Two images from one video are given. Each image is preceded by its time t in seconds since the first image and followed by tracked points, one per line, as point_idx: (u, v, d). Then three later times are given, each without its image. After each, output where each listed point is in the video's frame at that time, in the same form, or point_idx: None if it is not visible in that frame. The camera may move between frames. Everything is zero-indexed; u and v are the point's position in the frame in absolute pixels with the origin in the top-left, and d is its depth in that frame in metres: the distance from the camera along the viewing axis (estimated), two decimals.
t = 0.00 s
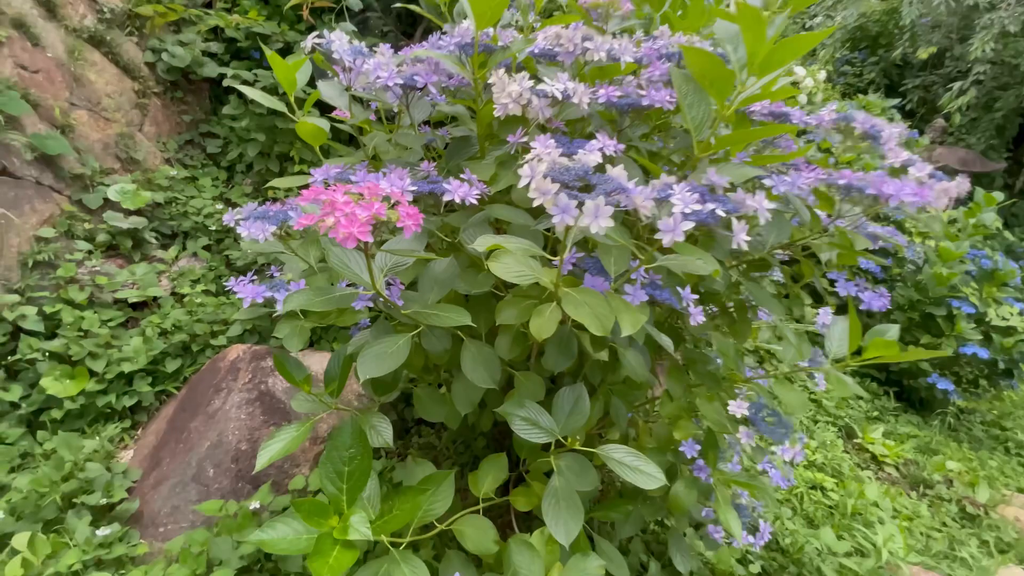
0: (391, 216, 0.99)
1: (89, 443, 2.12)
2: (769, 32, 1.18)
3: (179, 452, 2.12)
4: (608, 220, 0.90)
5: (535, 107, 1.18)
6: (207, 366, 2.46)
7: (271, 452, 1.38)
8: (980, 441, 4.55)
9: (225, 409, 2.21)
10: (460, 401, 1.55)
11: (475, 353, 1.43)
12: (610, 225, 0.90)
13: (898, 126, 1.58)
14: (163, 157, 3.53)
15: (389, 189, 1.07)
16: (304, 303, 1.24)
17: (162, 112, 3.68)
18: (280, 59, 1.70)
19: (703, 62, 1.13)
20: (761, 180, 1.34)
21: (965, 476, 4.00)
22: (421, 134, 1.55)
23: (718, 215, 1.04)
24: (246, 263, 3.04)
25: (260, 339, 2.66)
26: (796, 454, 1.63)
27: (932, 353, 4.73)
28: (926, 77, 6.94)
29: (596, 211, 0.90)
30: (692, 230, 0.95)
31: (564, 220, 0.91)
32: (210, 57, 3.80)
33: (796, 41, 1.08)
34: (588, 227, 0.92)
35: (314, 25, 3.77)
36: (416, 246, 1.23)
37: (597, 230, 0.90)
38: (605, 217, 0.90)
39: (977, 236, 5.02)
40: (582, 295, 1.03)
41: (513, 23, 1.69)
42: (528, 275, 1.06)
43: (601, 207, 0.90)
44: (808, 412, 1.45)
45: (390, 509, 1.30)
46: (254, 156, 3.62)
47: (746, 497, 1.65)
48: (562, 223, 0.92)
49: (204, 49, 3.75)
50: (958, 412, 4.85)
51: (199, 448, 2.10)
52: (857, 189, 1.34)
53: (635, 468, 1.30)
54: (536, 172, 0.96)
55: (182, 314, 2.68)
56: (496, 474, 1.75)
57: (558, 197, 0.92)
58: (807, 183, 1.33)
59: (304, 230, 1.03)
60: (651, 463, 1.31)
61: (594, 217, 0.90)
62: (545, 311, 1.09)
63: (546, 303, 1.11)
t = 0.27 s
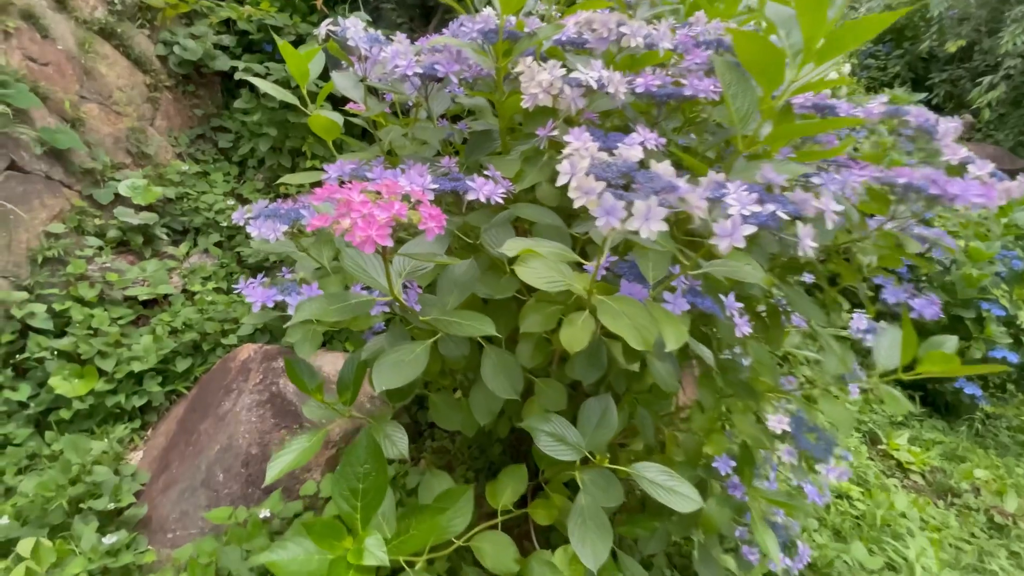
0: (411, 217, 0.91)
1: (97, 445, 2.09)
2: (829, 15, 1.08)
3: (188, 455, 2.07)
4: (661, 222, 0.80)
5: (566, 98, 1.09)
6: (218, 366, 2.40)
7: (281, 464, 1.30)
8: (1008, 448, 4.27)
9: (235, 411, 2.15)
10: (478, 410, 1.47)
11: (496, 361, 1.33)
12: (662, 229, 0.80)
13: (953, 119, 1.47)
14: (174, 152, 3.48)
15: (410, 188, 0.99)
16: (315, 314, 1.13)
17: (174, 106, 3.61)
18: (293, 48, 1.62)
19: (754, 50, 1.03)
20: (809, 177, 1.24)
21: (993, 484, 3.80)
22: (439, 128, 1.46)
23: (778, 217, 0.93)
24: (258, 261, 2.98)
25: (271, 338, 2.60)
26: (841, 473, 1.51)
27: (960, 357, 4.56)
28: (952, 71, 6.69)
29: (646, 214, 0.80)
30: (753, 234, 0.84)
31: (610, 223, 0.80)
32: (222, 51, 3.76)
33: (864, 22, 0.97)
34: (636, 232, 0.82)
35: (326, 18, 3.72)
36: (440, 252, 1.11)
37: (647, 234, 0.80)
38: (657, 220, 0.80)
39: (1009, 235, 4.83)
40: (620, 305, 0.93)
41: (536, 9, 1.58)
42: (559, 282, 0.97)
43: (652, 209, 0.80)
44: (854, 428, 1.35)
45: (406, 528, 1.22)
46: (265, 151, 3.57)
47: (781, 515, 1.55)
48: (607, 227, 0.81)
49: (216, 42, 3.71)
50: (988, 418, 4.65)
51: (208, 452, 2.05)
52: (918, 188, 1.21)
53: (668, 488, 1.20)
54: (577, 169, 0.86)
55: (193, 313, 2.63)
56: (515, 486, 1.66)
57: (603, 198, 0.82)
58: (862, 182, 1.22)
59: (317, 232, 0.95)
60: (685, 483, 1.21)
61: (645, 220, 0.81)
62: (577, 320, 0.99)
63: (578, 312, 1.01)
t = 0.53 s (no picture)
0: (433, 227, 0.83)
1: (100, 453, 2.03)
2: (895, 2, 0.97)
3: (193, 464, 2.01)
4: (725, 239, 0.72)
5: (598, 95, 1.00)
6: (224, 370, 2.34)
7: (288, 485, 1.22)
8: None
9: (241, 418, 2.08)
10: (495, 426, 1.39)
11: (516, 377, 1.24)
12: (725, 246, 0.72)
13: (1005, 120, 1.37)
14: (181, 150, 3.41)
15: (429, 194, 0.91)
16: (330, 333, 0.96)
17: (181, 103, 3.55)
18: (303, 43, 1.55)
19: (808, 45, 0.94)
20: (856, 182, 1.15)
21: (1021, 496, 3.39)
22: (457, 128, 1.38)
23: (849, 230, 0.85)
24: (265, 262, 2.91)
25: (278, 342, 2.53)
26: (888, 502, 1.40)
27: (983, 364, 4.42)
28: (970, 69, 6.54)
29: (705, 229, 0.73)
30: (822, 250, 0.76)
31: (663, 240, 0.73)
32: (229, 47, 3.70)
33: (934, 15, 0.88)
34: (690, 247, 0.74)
35: (335, 13, 3.65)
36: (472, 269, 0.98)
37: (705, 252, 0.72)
38: (717, 235, 0.72)
39: None
40: (660, 323, 0.84)
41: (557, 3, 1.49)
42: (592, 297, 0.88)
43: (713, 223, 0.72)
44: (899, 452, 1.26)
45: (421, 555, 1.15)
46: (273, 150, 3.50)
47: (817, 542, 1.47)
48: (659, 243, 0.74)
49: (224, 39, 3.65)
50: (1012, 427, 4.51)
51: (213, 461, 1.98)
52: (977, 196, 1.11)
53: (703, 517, 1.12)
54: (623, 174, 0.77)
55: (199, 316, 2.57)
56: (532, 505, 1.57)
57: (655, 210, 0.74)
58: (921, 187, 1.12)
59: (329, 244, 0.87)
60: (721, 511, 1.13)
61: (703, 236, 0.73)
62: (610, 338, 0.91)
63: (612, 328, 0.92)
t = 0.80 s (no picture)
0: (455, 240, 0.75)
1: (97, 464, 1.96)
2: None
3: (192, 476, 1.93)
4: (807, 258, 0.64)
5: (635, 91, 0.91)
6: (225, 376, 2.26)
7: (291, 510, 1.15)
8: None
9: (243, 428, 2.00)
10: (510, 444, 1.30)
11: (536, 397, 1.14)
12: (805, 267, 0.64)
13: None
14: (183, 149, 3.34)
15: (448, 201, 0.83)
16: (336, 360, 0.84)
17: (184, 101, 3.48)
18: (309, 38, 1.46)
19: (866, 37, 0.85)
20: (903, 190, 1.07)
21: None
22: (474, 127, 1.28)
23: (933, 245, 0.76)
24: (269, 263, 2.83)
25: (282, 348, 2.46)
26: (935, 531, 1.30)
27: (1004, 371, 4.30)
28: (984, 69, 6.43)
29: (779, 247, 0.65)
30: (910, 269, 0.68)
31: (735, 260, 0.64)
32: (234, 44, 3.64)
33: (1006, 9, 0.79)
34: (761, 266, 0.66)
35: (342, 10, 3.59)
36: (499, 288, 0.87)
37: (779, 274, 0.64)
38: (795, 255, 0.64)
39: None
40: (709, 348, 0.75)
41: None
42: (630, 316, 0.80)
43: (790, 241, 0.64)
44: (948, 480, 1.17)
45: None
46: (277, 148, 3.43)
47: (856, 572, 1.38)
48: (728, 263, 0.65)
49: (228, 35, 3.59)
50: None
51: (214, 473, 1.90)
52: None
53: (740, 551, 1.03)
54: (684, 182, 0.67)
55: (200, 320, 2.49)
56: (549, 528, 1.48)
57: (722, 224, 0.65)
58: (986, 192, 1.01)
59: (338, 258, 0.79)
60: (758, 544, 1.04)
61: (779, 255, 0.65)
62: (648, 360, 0.82)
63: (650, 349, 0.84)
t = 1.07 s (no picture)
0: (477, 241, 0.69)
1: (92, 470, 1.90)
2: None
3: (191, 483, 1.87)
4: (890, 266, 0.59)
5: (667, 80, 0.85)
6: (225, 379, 2.20)
7: (293, 526, 1.09)
8: None
9: (243, 433, 1.94)
10: (523, 455, 1.22)
11: (553, 408, 1.07)
12: (887, 277, 0.59)
13: None
14: (184, 145, 3.27)
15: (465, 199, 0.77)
16: (345, 374, 0.77)
17: (184, 96, 3.42)
18: (313, 27, 1.39)
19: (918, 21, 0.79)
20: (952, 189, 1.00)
21: None
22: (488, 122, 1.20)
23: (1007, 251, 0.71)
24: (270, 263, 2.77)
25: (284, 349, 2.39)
26: (975, 551, 1.24)
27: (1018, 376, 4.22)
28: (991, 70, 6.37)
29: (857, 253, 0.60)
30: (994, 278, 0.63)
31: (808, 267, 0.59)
32: (236, 39, 3.58)
33: None
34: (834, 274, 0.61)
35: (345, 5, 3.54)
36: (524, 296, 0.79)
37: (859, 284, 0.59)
38: (876, 262, 0.59)
39: None
40: (752, 362, 0.69)
41: None
42: (662, 325, 0.73)
43: (872, 247, 0.59)
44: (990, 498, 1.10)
45: None
46: (280, 145, 3.36)
47: None
48: (798, 271, 0.60)
49: (230, 30, 3.53)
50: None
51: (212, 480, 1.84)
52: None
53: None
54: (745, 178, 0.61)
55: (200, 321, 2.43)
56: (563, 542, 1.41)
57: (791, 227, 0.59)
58: None
59: (347, 261, 0.72)
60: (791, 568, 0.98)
61: (859, 262, 0.60)
62: (682, 372, 0.75)
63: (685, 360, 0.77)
